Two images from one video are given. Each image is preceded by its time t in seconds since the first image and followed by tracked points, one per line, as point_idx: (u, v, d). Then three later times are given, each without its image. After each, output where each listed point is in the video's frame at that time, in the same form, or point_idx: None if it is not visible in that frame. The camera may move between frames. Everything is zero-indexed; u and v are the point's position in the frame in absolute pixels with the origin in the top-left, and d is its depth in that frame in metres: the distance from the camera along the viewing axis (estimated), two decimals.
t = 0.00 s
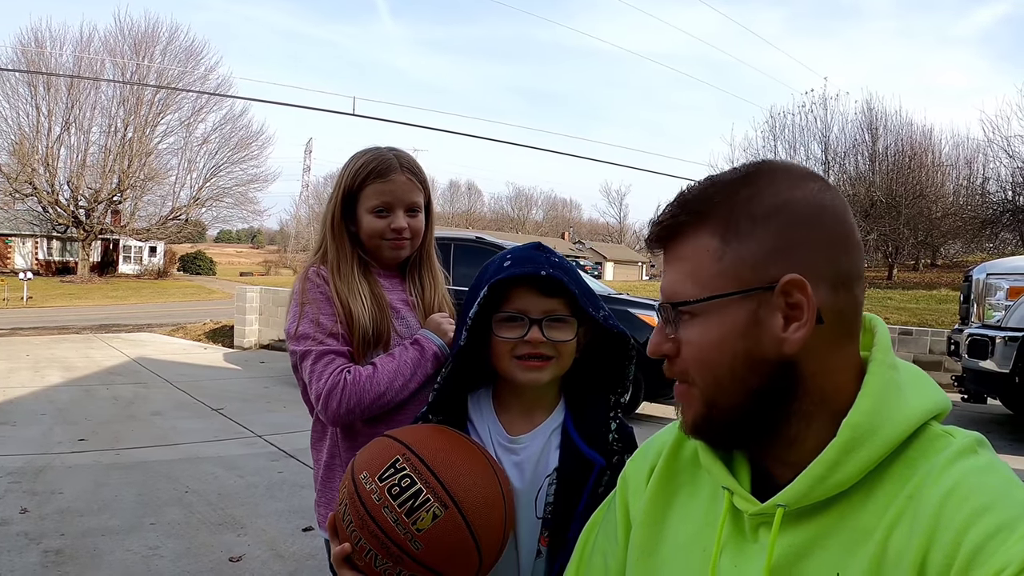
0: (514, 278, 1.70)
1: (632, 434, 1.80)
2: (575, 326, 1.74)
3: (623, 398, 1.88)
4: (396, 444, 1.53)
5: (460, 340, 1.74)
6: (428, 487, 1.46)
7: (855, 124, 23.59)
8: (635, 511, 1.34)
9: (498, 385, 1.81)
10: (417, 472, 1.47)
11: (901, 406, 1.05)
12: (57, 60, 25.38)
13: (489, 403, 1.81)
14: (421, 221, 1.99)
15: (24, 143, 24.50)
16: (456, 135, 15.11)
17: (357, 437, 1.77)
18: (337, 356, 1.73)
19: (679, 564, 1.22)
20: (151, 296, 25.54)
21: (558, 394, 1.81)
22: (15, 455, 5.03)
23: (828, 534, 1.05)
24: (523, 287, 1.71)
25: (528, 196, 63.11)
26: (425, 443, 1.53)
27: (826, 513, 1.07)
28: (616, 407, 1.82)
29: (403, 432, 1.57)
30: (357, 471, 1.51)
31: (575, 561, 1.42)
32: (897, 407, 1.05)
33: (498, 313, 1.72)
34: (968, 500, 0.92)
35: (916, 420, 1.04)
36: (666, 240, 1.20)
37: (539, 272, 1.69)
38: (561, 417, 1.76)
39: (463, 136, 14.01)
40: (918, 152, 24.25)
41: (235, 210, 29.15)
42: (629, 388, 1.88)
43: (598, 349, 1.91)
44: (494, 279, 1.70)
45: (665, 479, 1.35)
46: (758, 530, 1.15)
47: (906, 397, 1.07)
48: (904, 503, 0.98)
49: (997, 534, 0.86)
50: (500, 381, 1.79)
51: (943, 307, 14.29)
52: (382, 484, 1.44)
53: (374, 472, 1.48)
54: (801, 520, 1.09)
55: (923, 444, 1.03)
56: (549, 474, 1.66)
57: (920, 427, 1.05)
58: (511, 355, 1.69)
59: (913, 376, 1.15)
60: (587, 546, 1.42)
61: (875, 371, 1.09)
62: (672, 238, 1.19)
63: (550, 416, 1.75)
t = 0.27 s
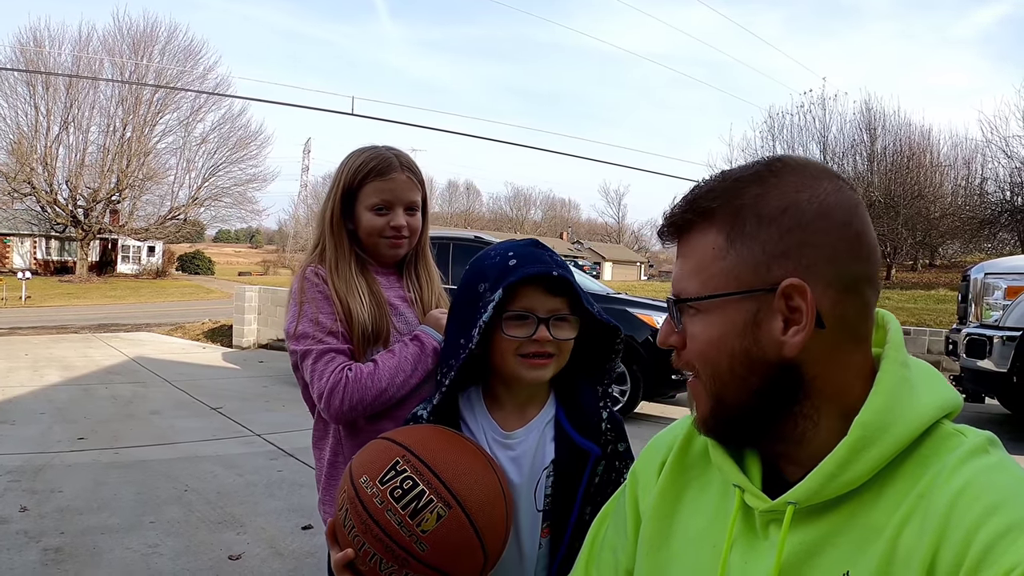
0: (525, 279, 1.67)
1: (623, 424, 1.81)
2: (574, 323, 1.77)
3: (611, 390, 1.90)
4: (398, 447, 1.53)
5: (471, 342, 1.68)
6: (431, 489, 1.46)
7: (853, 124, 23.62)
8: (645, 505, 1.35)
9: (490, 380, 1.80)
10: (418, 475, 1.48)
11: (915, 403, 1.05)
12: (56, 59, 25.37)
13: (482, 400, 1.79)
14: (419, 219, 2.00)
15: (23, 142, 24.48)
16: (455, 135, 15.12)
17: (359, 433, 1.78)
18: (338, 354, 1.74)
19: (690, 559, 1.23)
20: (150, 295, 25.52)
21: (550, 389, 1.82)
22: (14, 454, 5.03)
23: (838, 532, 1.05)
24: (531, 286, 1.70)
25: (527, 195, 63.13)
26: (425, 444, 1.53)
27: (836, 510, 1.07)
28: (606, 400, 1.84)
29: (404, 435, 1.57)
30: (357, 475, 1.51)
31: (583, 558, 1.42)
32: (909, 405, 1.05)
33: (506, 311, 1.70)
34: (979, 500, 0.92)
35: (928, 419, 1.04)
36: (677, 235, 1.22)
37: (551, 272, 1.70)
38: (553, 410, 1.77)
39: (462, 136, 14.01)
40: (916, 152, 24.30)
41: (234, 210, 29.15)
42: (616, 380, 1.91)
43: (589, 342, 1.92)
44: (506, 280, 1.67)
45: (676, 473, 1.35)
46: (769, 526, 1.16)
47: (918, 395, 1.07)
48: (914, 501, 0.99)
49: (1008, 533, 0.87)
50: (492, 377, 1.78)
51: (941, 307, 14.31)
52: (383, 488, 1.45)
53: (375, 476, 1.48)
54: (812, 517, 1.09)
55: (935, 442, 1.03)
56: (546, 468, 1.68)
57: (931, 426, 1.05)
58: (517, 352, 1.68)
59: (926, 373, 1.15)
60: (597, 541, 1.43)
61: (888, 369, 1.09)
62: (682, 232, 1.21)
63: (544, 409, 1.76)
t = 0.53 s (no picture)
0: (522, 269, 1.69)
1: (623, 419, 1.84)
2: (572, 312, 1.78)
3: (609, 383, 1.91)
4: (417, 460, 1.52)
5: (472, 335, 1.66)
6: (456, 503, 1.46)
7: (851, 124, 23.66)
8: (648, 487, 1.36)
9: (489, 375, 1.78)
10: (443, 490, 1.47)
11: (919, 387, 1.06)
12: (55, 58, 25.36)
13: (482, 398, 1.77)
14: (417, 211, 2.01)
15: (21, 142, 24.45)
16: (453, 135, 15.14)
17: (360, 424, 1.79)
18: (334, 345, 1.75)
19: (692, 537, 1.24)
20: (148, 295, 25.48)
21: (550, 383, 1.83)
22: (12, 451, 5.03)
23: (842, 514, 1.06)
24: (531, 275, 1.71)
25: (526, 196, 63.16)
26: (444, 456, 1.52)
27: (840, 492, 1.07)
28: (606, 394, 1.86)
29: (419, 446, 1.55)
30: (375, 492, 1.49)
31: (585, 541, 1.43)
32: (912, 391, 1.05)
33: (506, 300, 1.70)
34: (984, 485, 0.92)
35: (933, 406, 1.04)
36: (685, 215, 1.22)
37: (549, 261, 1.72)
38: (553, 407, 1.78)
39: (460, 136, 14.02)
40: (914, 152, 24.34)
41: (232, 210, 29.14)
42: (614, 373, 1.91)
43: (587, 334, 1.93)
44: (504, 269, 1.68)
45: (678, 453, 1.36)
46: (771, 508, 1.17)
47: (924, 379, 1.07)
48: (918, 486, 0.99)
49: (1011, 519, 0.87)
50: (490, 371, 1.77)
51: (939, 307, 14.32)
52: (408, 506, 1.44)
53: (397, 493, 1.46)
54: (815, 499, 1.10)
55: (939, 428, 1.04)
56: (551, 465, 1.69)
57: (935, 412, 1.05)
58: (516, 342, 1.68)
59: (931, 357, 1.15)
60: (597, 525, 1.43)
61: (894, 354, 1.09)
62: (697, 211, 1.20)
63: (544, 405, 1.76)
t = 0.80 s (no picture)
0: (534, 279, 1.68)
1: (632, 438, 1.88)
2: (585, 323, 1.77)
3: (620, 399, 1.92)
4: (448, 491, 1.47)
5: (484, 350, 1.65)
6: (490, 536, 1.42)
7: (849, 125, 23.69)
8: (644, 487, 1.36)
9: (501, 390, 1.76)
10: (477, 524, 1.43)
11: (917, 385, 1.07)
12: (53, 58, 25.34)
13: (495, 411, 1.75)
14: (423, 215, 2.02)
15: (20, 142, 24.43)
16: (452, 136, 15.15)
17: (366, 426, 1.79)
18: (340, 350, 1.76)
19: (687, 537, 1.25)
20: (146, 295, 25.46)
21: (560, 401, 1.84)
22: (10, 451, 5.03)
23: (840, 514, 1.06)
24: (544, 285, 1.71)
25: (524, 196, 63.17)
26: (477, 489, 1.48)
27: (837, 491, 1.08)
28: (617, 410, 1.87)
29: (446, 474, 1.51)
30: (404, 524, 1.43)
31: (582, 542, 1.43)
32: (911, 388, 1.06)
33: (518, 314, 1.69)
34: (980, 481, 0.93)
35: (932, 403, 1.05)
36: (772, 181, 1.13)
37: (559, 268, 1.73)
38: (565, 425, 1.80)
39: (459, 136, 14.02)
40: (912, 153, 24.38)
41: (231, 210, 29.12)
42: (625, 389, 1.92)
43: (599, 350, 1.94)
44: (516, 280, 1.67)
45: (674, 454, 1.37)
46: (769, 508, 1.17)
47: (921, 378, 1.08)
48: (914, 484, 0.99)
49: (1008, 516, 0.87)
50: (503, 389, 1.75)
51: (936, 308, 14.33)
52: (443, 541, 1.38)
53: (429, 527, 1.41)
54: (812, 498, 1.10)
55: (935, 425, 1.04)
56: (562, 484, 1.72)
57: (932, 410, 1.06)
58: (532, 357, 1.67)
59: (925, 356, 1.16)
60: (594, 526, 1.43)
61: (891, 353, 1.10)
62: (797, 175, 1.12)
63: (556, 422, 1.78)
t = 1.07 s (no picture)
0: (514, 280, 1.67)
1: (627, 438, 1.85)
2: (573, 329, 1.74)
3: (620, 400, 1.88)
4: (428, 467, 1.48)
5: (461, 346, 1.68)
6: (472, 510, 1.41)
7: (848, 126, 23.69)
8: (637, 493, 1.36)
9: (488, 388, 1.77)
10: (457, 496, 1.42)
11: (905, 396, 1.07)
12: (53, 58, 25.31)
13: (479, 406, 1.76)
14: (426, 225, 2.02)
15: (19, 141, 24.41)
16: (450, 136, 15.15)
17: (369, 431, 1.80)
18: (344, 354, 1.76)
19: (677, 545, 1.25)
20: (144, 295, 25.43)
21: (548, 397, 1.82)
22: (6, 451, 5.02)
23: (827, 523, 1.06)
24: (525, 288, 1.68)
25: (523, 197, 63.17)
26: (456, 463, 1.48)
27: (827, 501, 1.08)
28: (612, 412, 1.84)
29: (425, 453, 1.51)
30: (385, 500, 1.44)
31: (574, 547, 1.42)
32: (900, 398, 1.06)
33: (497, 314, 1.69)
34: (967, 491, 0.93)
35: (919, 414, 1.05)
36: (771, 190, 1.13)
37: (545, 272, 1.68)
38: (554, 420, 1.78)
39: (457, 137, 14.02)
40: (911, 155, 24.39)
41: (229, 210, 29.09)
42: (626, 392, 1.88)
43: (588, 358, 1.90)
44: (497, 280, 1.67)
45: (666, 462, 1.37)
46: (757, 516, 1.17)
47: (910, 388, 1.08)
48: (903, 495, 0.99)
49: (995, 527, 0.87)
50: (492, 387, 1.75)
51: (935, 310, 14.33)
52: (423, 513, 1.38)
53: (410, 500, 1.41)
54: (801, 508, 1.10)
55: (925, 437, 1.04)
56: (550, 478, 1.69)
57: (921, 422, 1.06)
58: (509, 358, 1.67)
59: (914, 367, 1.16)
60: (586, 532, 1.43)
61: (882, 363, 1.10)
62: (795, 185, 1.12)
63: (543, 420, 1.76)
